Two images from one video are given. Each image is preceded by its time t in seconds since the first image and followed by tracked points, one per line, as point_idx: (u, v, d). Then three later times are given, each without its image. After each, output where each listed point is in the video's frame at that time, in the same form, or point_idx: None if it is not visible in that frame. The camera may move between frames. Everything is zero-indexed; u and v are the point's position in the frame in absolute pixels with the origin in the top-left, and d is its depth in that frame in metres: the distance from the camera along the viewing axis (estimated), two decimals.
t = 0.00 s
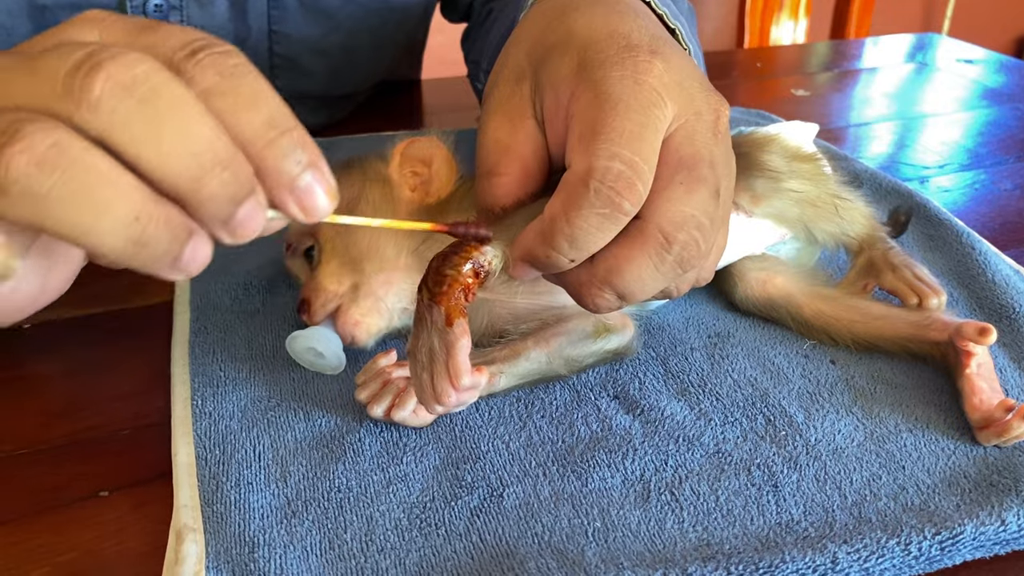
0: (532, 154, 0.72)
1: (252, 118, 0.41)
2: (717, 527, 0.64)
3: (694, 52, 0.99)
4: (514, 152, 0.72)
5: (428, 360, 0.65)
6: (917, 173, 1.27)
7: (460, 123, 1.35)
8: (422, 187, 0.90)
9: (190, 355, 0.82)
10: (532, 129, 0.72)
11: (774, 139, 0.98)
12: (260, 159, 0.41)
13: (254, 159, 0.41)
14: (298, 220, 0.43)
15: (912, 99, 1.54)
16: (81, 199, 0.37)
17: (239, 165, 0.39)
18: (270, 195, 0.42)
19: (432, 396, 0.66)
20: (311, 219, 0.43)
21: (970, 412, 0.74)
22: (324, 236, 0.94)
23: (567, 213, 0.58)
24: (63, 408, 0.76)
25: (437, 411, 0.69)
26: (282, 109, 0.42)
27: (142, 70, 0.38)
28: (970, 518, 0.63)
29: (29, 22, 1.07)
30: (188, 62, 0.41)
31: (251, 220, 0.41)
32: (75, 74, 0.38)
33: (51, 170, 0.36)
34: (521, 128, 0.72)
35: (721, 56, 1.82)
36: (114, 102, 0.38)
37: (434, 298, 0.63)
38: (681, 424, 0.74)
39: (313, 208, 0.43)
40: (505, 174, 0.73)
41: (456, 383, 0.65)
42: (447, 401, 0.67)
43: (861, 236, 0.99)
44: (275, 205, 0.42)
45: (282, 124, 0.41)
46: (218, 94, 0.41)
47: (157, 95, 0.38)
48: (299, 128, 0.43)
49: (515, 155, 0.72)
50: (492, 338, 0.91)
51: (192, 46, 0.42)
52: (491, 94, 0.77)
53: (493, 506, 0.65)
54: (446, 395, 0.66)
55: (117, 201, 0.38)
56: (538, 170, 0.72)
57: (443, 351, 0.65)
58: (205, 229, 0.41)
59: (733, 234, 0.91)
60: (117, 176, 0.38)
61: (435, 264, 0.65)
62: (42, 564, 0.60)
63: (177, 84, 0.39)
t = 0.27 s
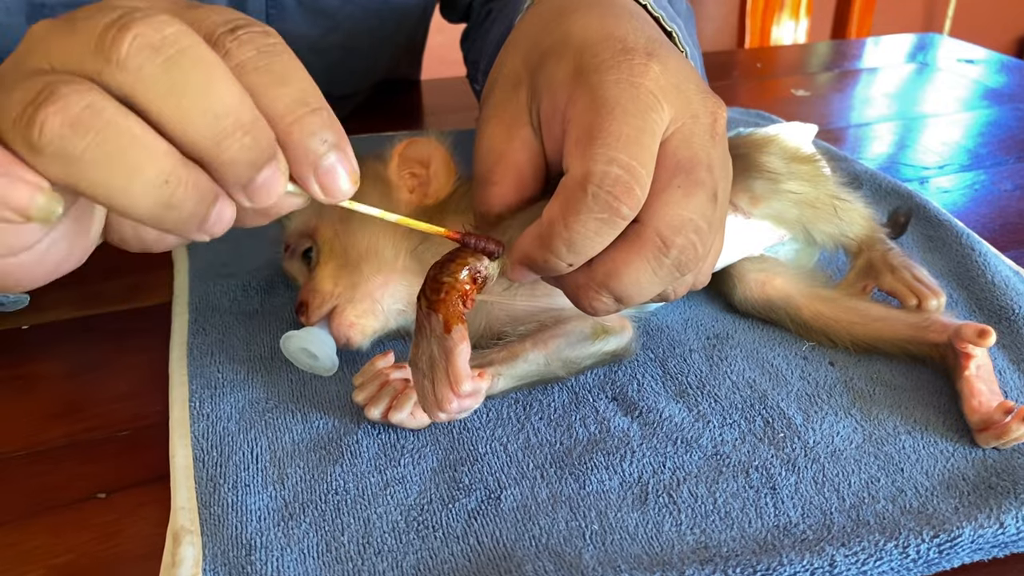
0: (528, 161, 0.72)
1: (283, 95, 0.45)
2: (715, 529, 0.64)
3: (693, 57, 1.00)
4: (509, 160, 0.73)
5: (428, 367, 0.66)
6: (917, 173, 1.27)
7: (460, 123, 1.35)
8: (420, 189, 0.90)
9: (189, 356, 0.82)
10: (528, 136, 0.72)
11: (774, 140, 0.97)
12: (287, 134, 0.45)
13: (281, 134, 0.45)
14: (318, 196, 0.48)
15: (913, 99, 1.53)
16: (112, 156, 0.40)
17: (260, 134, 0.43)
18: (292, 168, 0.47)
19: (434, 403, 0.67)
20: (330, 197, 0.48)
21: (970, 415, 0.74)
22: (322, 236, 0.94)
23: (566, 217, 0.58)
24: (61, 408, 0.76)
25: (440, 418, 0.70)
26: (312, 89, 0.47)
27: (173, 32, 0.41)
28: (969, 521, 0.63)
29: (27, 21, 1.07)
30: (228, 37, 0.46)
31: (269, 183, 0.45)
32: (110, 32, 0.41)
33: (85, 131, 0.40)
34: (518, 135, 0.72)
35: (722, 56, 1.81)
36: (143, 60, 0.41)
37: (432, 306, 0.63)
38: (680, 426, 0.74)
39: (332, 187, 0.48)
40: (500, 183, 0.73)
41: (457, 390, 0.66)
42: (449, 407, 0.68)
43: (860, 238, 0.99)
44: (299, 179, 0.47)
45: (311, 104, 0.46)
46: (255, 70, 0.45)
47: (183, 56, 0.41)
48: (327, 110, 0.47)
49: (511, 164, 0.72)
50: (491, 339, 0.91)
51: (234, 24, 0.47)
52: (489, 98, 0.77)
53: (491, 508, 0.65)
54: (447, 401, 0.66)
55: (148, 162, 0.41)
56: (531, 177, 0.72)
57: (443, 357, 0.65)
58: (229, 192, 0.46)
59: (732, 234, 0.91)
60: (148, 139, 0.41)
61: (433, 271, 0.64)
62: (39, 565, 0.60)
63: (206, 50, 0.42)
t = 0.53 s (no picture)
0: (527, 162, 0.72)
1: (298, 88, 0.46)
2: (715, 529, 0.64)
3: (694, 58, 1.00)
4: (508, 162, 0.73)
5: (427, 367, 0.66)
6: (918, 173, 1.27)
7: (459, 123, 1.34)
8: (419, 189, 0.89)
9: (188, 356, 0.82)
10: (527, 138, 0.72)
11: (774, 139, 0.97)
12: (301, 127, 0.46)
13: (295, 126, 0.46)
14: (327, 190, 0.48)
15: (914, 99, 1.53)
16: (134, 147, 0.40)
17: (275, 123, 0.44)
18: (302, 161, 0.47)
19: (433, 403, 0.67)
20: (339, 190, 0.49)
21: (971, 415, 0.74)
22: (321, 237, 0.95)
23: (567, 220, 0.58)
24: (61, 408, 0.76)
25: (441, 418, 0.70)
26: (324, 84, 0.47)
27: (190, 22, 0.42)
28: (970, 521, 0.63)
29: (27, 21, 1.07)
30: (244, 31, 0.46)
31: (280, 173, 0.45)
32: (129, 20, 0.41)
33: (108, 124, 0.39)
34: (517, 136, 0.72)
35: (722, 55, 1.81)
36: (161, 49, 0.41)
37: (431, 306, 0.63)
38: (680, 426, 0.74)
39: (340, 179, 0.48)
40: (500, 184, 0.74)
41: (456, 389, 0.66)
42: (449, 407, 0.67)
43: (861, 237, 0.99)
44: (308, 171, 0.47)
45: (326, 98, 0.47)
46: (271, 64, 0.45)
47: (200, 45, 0.41)
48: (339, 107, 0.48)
49: (509, 163, 0.73)
50: (491, 339, 0.91)
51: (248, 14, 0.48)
52: (490, 99, 0.77)
53: (491, 508, 0.65)
54: (447, 401, 0.66)
55: (169, 150, 0.41)
56: (530, 175, 0.73)
57: (442, 357, 0.65)
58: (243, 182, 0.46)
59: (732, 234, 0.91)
60: (169, 131, 0.41)
61: (432, 271, 0.64)
62: (38, 566, 0.60)
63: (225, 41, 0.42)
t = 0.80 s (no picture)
0: (528, 158, 0.73)
1: (289, 73, 0.46)
2: (716, 526, 0.63)
3: (694, 53, 0.99)
4: (509, 158, 0.73)
5: (429, 359, 0.66)
6: (920, 170, 1.27)
7: (461, 120, 1.34)
8: (419, 186, 0.89)
9: (189, 353, 0.82)
10: (529, 132, 0.72)
11: (777, 136, 0.97)
12: (293, 112, 0.46)
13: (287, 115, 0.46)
14: (324, 178, 0.48)
15: (916, 96, 1.53)
16: (119, 132, 0.41)
17: (261, 105, 0.43)
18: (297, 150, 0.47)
19: (434, 395, 0.66)
20: (335, 179, 0.48)
21: (972, 411, 0.74)
22: (321, 235, 0.95)
23: (568, 215, 0.57)
24: (62, 405, 0.76)
25: (442, 412, 0.70)
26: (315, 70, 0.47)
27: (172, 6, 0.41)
28: (971, 518, 0.63)
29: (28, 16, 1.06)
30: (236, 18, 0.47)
31: (272, 157, 0.44)
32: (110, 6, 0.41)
33: (91, 111, 0.40)
34: (518, 131, 0.73)
35: (724, 52, 1.81)
36: (142, 33, 0.41)
37: (432, 300, 0.64)
38: (681, 423, 0.74)
39: (337, 168, 0.48)
40: (500, 179, 0.75)
41: (458, 380, 0.66)
42: (450, 400, 0.67)
43: (863, 234, 0.99)
44: (304, 160, 0.47)
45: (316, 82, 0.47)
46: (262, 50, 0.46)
47: (179, 27, 0.41)
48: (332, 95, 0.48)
49: (510, 158, 0.73)
50: (491, 336, 0.91)
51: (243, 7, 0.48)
52: (491, 96, 0.77)
53: (491, 504, 0.65)
54: (448, 393, 0.66)
55: (158, 137, 0.41)
56: (530, 171, 0.73)
57: (443, 349, 0.65)
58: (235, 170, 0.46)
59: (733, 231, 0.91)
60: (154, 116, 0.41)
61: (433, 266, 0.64)
62: (40, 561, 0.60)
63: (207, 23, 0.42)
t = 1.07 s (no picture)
0: (527, 154, 0.73)
1: (307, 78, 0.48)
2: (716, 524, 0.64)
3: (695, 51, 1.00)
4: (508, 155, 0.73)
5: (427, 351, 0.67)
6: (921, 169, 1.27)
7: (461, 120, 1.34)
8: (419, 186, 0.90)
9: (190, 351, 0.83)
10: (527, 129, 0.72)
11: (777, 134, 0.97)
12: (310, 114, 0.48)
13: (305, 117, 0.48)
14: (336, 178, 0.50)
15: (917, 96, 1.53)
16: (145, 132, 0.42)
17: (282, 106, 0.45)
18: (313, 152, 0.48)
19: (433, 387, 0.68)
20: (348, 179, 0.50)
21: (972, 409, 0.74)
22: (322, 235, 0.95)
23: (567, 210, 0.57)
24: (63, 404, 0.76)
25: (439, 403, 0.70)
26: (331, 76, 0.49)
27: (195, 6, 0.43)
28: (971, 516, 0.63)
29: (28, 16, 1.06)
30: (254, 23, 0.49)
31: (289, 157, 0.46)
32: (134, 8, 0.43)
33: (118, 111, 0.41)
34: (516, 128, 0.73)
35: (725, 52, 1.81)
36: (167, 33, 0.42)
37: (429, 292, 0.64)
38: (680, 421, 0.74)
39: (350, 168, 0.50)
40: (498, 175, 0.74)
41: (455, 371, 0.67)
42: (448, 391, 0.68)
43: (863, 233, 0.99)
44: (319, 160, 0.49)
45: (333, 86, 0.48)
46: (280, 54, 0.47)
47: (202, 31, 0.43)
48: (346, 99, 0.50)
49: (509, 156, 0.73)
50: (492, 335, 0.91)
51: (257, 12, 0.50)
52: (490, 93, 0.77)
53: (491, 502, 0.65)
54: (446, 384, 0.67)
55: (182, 134, 0.43)
56: (529, 168, 0.73)
57: (441, 341, 0.66)
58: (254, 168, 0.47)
59: (733, 230, 0.90)
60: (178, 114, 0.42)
61: (431, 260, 0.65)
62: (41, 560, 0.60)
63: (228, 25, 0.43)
